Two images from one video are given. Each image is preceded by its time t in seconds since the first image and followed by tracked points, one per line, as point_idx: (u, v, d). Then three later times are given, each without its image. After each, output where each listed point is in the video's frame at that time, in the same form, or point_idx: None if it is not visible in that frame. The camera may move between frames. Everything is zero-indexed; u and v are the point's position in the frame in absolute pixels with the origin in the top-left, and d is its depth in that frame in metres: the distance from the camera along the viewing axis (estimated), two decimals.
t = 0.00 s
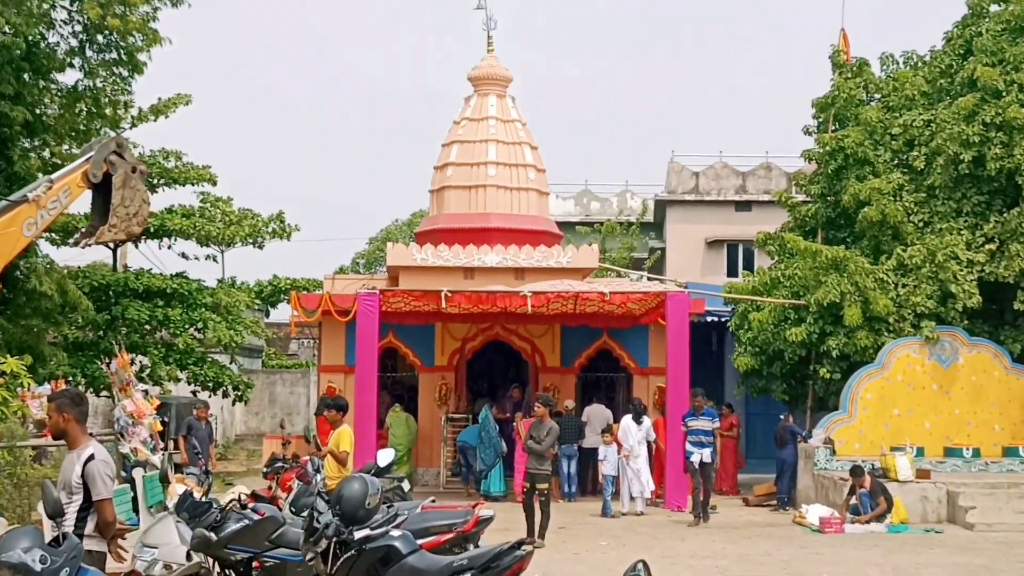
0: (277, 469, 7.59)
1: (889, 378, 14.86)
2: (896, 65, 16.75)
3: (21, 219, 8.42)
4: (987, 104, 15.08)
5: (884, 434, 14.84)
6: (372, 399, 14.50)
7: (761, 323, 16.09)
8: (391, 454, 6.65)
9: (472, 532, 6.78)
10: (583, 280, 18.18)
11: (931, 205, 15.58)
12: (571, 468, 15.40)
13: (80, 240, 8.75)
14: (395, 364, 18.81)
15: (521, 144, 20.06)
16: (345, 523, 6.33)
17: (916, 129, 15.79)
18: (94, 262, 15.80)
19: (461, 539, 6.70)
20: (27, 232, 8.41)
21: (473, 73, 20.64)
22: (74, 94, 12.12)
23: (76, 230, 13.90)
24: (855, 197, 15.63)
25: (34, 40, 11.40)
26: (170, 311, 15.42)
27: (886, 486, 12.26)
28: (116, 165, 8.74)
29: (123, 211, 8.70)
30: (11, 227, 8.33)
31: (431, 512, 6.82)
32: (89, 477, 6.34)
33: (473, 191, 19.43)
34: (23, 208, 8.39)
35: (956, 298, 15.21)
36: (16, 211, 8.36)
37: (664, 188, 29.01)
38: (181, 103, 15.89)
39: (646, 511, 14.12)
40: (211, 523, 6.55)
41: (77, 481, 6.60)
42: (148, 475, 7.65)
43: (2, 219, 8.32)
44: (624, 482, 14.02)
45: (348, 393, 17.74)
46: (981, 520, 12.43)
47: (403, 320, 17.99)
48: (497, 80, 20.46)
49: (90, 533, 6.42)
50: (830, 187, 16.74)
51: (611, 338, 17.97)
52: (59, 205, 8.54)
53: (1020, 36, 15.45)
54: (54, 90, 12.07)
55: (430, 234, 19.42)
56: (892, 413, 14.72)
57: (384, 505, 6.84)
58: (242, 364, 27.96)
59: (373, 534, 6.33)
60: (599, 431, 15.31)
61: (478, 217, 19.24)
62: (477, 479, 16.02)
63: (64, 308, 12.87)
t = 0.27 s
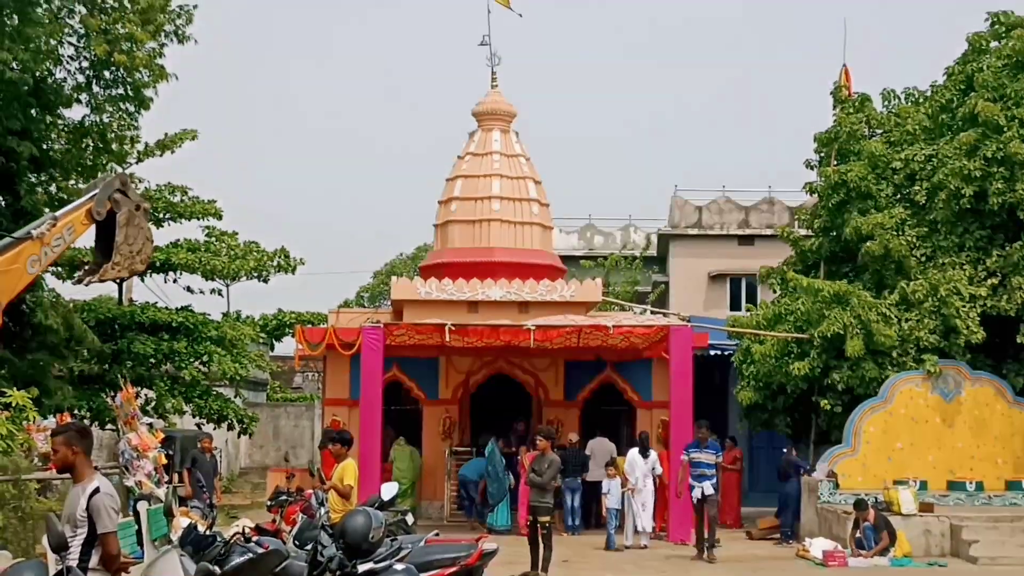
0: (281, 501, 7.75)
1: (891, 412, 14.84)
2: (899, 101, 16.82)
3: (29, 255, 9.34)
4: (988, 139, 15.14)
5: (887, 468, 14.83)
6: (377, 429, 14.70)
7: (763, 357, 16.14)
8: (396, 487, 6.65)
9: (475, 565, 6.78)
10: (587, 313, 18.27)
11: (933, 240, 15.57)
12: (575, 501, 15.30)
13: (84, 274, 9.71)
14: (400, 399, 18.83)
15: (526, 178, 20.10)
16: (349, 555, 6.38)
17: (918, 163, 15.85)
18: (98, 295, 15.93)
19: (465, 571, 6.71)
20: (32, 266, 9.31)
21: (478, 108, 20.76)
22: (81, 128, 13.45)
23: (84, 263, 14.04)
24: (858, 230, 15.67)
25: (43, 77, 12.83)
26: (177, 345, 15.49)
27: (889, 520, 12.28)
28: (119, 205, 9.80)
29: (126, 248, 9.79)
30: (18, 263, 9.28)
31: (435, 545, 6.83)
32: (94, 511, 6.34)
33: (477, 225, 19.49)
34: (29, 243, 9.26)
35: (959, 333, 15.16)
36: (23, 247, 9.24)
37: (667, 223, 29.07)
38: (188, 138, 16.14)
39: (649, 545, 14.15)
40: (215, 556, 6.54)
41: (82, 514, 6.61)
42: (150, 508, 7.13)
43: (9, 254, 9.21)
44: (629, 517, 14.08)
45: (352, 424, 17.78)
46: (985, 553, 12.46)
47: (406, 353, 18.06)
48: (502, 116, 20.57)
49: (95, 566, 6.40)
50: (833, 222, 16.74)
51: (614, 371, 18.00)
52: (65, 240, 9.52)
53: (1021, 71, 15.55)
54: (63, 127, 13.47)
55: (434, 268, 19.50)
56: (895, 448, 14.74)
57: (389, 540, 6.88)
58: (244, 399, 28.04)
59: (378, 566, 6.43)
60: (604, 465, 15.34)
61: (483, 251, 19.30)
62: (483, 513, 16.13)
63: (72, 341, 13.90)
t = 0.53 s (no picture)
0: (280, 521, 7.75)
1: (908, 432, 14.64)
2: (914, 113, 16.74)
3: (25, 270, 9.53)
4: (1006, 152, 14.92)
5: (904, 489, 14.61)
6: (376, 446, 14.54)
7: (775, 376, 16.07)
8: (397, 511, 6.46)
9: None
10: (594, 330, 18.10)
11: (950, 255, 15.41)
12: (582, 524, 15.09)
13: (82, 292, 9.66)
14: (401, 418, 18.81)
15: (530, 193, 19.94)
16: None
17: (935, 177, 15.57)
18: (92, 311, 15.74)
19: None
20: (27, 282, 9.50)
21: (482, 119, 20.59)
22: (76, 141, 13.07)
23: (76, 279, 13.82)
24: (873, 246, 15.50)
25: (35, 88, 12.46)
26: (173, 363, 15.34)
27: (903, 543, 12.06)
28: (118, 221, 9.83)
29: (120, 263, 9.63)
30: (14, 279, 9.46)
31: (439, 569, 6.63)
32: (87, 532, 6.20)
33: (481, 241, 19.34)
34: (25, 260, 9.42)
35: (975, 351, 14.89)
36: (19, 262, 9.41)
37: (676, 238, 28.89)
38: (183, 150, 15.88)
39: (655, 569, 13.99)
40: None
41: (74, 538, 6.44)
42: (148, 530, 6.96)
43: (6, 270, 9.39)
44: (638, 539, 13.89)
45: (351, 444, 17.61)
46: None
47: (408, 371, 17.88)
48: (506, 129, 20.42)
49: None
50: (846, 237, 16.58)
51: (623, 391, 17.85)
52: (61, 257, 9.59)
53: None
54: (55, 138, 13.00)
55: (436, 284, 19.28)
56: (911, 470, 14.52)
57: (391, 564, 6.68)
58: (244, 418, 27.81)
59: None
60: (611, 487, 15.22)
61: (487, 267, 19.12)
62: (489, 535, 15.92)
63: (62, 356, 13.45)
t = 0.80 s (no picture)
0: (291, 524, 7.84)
1: (915, 437, 14.63)
2: (919, 119, 16.80)
3: (39, 269, 8.55)
4: (1012, 159, 14.90)
5: (910, 493, 14.61)
6: (386, 451, 14.46)
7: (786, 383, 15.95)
8: (407, 514, 6.52)
9: None
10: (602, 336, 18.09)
11: (956, 261, 15.40)
12: (590, 527, 15.08)
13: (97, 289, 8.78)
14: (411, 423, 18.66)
15: (540, 200, 19.99)
16: None
17: (941, 184, 15.68)
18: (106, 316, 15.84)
19: None
20: (42, 283, 8.57)
21: (491, 126, 20.63)
22: (87, 147, 13.11)
23: (89, 284, 13.91)
24: (879, 253, 15.64)
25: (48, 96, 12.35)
26: (184, 368, 15.41)
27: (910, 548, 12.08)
28: (134, 216, 8.89)
29: (141, 261, 8.82)
30: (29, 279, 8.52)
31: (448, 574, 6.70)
32: (102, 534, 6.28)
33: (489, 248, 19.37)
34: (41, 258, 8.52)
35: (981, 356, 14.92)
36: (34, 262, 8.49)
37: (684, 244, 28.89)
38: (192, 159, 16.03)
39: (664, 571, 14.09)
40: None
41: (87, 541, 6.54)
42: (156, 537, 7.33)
43: (20, 270, 8.51)
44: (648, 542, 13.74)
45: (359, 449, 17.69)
46: None
47: (418, 376, 17.95)
48: (515, 135, 20.45)
49: None
50: (852, 243, 16.82)
51: (631, 396, 17.85)
52: (77, 255, 8.64)
53: None
54: (68, 145, 13.04)
55: (444, 290, 19.37)
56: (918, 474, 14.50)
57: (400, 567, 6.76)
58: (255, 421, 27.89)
59: None
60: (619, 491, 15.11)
61: (496, 273, 19.17)
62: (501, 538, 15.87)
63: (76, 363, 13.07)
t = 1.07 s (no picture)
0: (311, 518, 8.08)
1: (913, 432, 14.82)
2: (918, 124, 17.04)
3: (71, 271, 8.19)
4: (1007, 163, 15.05)
5: (909, 487, 14.79)
6: (403, 446, 14.79)
7: (790, 380, 16.42)
8: (422, 505, 6.75)
9: None
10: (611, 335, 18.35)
11: (953, 261, 15.61)
12: (599, 520, 15.31)
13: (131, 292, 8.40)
14: (427, 417, 19.05)
15: (550, 203, 20.21)
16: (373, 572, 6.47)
17: (938, 188, 15.84)
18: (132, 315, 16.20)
19: None
20: (76, 285, 8.18)
21: (503, 131, 20.89)
22: (115, 152, 13.40)
23: (117, 285, 14.10)
24: (878, 254, 15.81)
25: (76, 103, 12.50)
26: (207, 364, 15.64)
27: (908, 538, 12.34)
28: (166, 218, 8.54)
29: (172, 261, 8.40)
30: (62, 279, 8.12)
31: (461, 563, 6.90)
32: (131, 524, 6.51)
33: (501, 249, 19.64)
34: (75, 259, 8.21)
35: (976, 355, 15.05)
36: (68, 263, 8.15)
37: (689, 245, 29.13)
38: (217, 163, 16.30)
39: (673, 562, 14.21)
40: (245, 572, 6.64)
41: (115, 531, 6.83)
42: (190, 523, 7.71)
43: (54, 271, 8.12)
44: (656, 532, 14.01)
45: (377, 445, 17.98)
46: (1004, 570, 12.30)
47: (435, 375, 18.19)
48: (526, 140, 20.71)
49: None
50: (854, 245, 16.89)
51: (638, 394, 18.04)
52: (110, 257, 8.28)
53: None
54: (97, 149, 13.25)
55: (458, 290, 19.71)
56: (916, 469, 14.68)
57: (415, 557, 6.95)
58: (276, 417, 28.43)
59: None
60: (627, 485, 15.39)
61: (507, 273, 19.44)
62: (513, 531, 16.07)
63: (104, 361, 13.19)
